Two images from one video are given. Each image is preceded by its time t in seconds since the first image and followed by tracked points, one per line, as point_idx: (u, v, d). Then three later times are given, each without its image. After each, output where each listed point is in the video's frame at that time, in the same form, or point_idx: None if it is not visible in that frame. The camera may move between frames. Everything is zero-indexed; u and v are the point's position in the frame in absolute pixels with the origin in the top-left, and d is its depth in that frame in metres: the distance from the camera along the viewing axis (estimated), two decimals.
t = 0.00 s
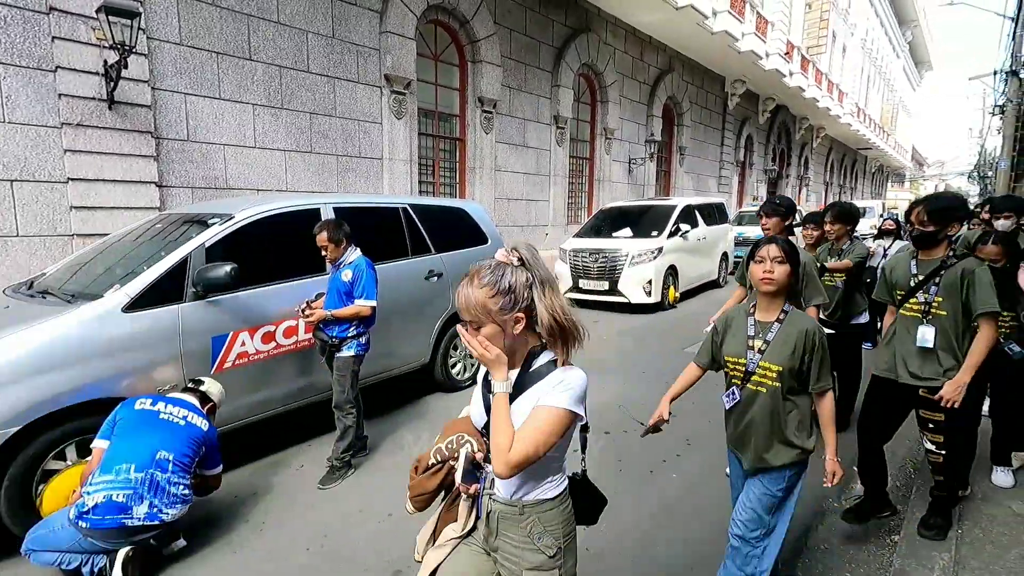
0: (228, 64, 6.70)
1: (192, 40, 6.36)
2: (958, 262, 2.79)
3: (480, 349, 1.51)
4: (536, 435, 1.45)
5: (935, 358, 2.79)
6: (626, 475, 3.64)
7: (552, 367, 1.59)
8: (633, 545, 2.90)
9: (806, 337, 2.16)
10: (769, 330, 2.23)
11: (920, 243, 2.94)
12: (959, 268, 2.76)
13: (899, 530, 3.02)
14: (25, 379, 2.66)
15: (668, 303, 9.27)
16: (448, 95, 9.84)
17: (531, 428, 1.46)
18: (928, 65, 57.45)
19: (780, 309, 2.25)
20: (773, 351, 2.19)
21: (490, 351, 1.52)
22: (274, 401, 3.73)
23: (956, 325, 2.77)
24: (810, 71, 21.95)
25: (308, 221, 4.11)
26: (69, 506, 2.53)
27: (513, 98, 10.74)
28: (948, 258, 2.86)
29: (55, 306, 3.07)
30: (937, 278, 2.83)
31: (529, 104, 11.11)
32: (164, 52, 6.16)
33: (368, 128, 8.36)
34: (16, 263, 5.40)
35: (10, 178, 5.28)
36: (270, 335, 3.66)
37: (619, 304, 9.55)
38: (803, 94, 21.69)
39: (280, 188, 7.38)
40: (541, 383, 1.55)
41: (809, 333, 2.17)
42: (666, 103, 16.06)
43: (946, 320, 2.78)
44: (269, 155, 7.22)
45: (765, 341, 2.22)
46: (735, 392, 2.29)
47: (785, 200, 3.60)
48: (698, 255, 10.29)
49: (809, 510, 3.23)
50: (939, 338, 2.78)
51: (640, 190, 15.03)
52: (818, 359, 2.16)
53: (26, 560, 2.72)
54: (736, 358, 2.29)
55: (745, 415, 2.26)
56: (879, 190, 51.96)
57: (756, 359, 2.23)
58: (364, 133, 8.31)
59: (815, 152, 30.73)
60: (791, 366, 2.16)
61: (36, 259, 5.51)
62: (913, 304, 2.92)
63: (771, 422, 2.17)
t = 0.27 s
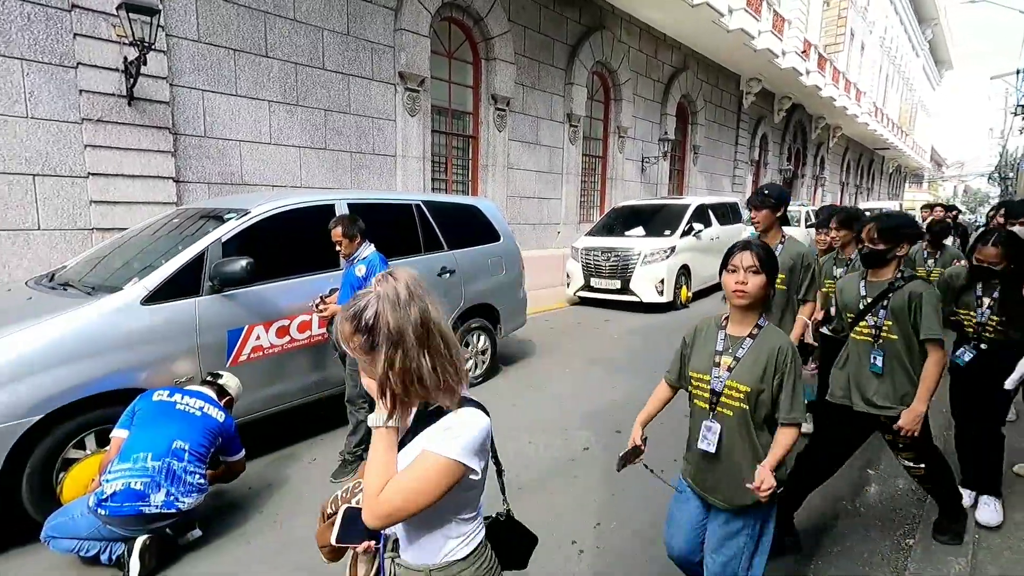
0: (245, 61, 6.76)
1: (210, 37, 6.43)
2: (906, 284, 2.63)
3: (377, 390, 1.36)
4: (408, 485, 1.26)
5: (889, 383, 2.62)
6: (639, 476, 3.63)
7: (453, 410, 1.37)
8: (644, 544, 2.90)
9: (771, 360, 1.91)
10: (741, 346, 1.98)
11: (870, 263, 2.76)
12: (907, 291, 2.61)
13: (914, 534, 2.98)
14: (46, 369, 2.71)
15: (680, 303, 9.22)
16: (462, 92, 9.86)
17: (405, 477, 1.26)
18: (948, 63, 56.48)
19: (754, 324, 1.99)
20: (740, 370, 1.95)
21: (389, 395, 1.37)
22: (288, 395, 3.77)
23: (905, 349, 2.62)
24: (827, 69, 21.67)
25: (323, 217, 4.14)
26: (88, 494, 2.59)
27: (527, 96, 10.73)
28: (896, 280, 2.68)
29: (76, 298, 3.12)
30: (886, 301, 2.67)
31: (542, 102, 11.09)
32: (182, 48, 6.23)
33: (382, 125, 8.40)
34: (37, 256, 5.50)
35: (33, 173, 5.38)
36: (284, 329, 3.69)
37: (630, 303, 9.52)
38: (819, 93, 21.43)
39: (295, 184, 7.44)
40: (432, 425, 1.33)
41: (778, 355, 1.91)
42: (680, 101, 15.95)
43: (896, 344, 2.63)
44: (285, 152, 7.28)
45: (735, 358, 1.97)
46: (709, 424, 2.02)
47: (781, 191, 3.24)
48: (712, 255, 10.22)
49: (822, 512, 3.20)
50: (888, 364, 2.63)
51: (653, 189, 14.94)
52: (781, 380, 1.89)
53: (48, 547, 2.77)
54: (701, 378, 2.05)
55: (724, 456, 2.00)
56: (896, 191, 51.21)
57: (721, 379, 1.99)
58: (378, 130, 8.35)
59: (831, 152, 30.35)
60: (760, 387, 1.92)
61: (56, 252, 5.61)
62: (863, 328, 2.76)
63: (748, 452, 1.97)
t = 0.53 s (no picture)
0: (266, 70, 6.89)
1: (232, 46, 6.57)
2: (855, 299, 2.45)
3: (216, 398, 1.14)
4: (279, 519, 1.10)
5: (830, 402, 2.48)
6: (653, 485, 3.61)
7: (328, 423, 1.20)
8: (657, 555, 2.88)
9: (743, 390, 1.57)
10: (701, 376, 1.68)
11: (817, 275, 2.53)
12: (856, 306, 2.42)
13: (936, 550, 2.92)
14: (71, 371, 2.78)
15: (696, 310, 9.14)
16: (478, 99, 9.93)
17: (276, 509, 1.10)
18: (971, 69, 55.51)
19: (713, 347, 1.70)
20: (705, 404, 1.65)
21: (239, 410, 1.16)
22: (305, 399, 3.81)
23: (850, 369, 2.45)
24: (846, 75, 21.43)
25: (341, 223, 4.19)
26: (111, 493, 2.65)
27: (543, 103, 10.77)
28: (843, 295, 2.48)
29: (101, 302, 3.20)
30: (834, 316, 2.46)
31: (558, 109, 11.12)
32: (205, 58, 6.37)
33: (399, 132, 8.49)
34: (64, 260, 5.64)
35: (61, 179, 5.53)
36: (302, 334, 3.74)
37: (646, 311, 9.47)
38: (839, 99, 21.19)
39: (313, 191, 7.54)
40: (308, 444, 1.17)
41: (746, 378, 1.59)
42: (697, 108, 15.88)
43: (840, 364, 2.46)
44: (303, 159, 7.39)
45: (696, 390, 1.67)
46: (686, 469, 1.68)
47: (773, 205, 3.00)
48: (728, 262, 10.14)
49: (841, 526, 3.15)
50: (817, 380, 2.49)
51: (669, 196, 14.87)
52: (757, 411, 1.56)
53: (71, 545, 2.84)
54: (660, 417, 1.74)
55: (711, 503, 1.70)
56: (918, 198, 50.35)
57: (686, 415, 1.68)
58: (395, 137, 8.44)
59: (850, 158, 29.96)
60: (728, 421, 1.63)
61: (82, 256, 5.74)
62: (809, 345, 2.53)
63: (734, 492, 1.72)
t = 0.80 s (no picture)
0: (263, 66, 6.86)
1: (229, 42, 6.53)
2: (798, 318, 2.36)
3: None
4: None
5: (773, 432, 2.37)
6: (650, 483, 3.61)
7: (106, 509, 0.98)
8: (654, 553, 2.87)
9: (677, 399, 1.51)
10: (623, 385, 1.64)
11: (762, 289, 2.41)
12: (798, 326, 2.33)
13: (933, 546, 2.93)
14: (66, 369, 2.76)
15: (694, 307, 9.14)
16: (476, 96, 9.89)
17: None
18: (970, 65, 55.48)
19: (635, 354, 1.66)
20: (625, 415, 1.61)
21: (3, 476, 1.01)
22: (302, 396, 3.81)
23: (792, 390, 2.36)
24: (845, 72, 21.41)
25: (338, 221, 4.18)
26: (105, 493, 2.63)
27: (541, 99, 10.74)
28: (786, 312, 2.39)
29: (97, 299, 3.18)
30: (775, 332, 2.37)
31: (556, 105, 11.09)
32: (202, 54, 6.33)
33: (397, 129, 8.46)
34: (60, 258, 5.62)
35: (56, 176, 5.50)
36: (299, 331, 3.73)
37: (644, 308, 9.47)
38: (837, 96, 21.17)
39: (310, 188, 7.52)
40: (72, 543, 0.94)
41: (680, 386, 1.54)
42: (695, 104, 15.86)
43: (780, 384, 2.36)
44: (301, 156, 7.36)
45: (617, 399, 1.63)
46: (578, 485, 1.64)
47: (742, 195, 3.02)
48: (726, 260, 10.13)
49: (838, 523, 3.14)
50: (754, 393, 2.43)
51: (667, 193, 14.86)
52: (687, 416, 1.52)
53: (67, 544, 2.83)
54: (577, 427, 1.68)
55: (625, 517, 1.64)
56: (916, 195, 50.41)
57: (602, 430, 1.63)
58: (392, 134, 8.41)
59: (849, 155, 29.96)
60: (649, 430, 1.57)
61: (78, 254, 5.72)
62: (749, 363, 2.45)
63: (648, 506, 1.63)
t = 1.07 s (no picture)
0: (252, 57, 6.77)
1: (217, 32, 6.44)
2: (725, 312, 2.07)
3: None
4: None
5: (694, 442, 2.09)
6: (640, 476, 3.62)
7: None
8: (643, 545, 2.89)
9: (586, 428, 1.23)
10: (529, 410, 1.36)
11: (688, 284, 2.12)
12: (725, 321, 2.04)
13: (918, 537, 2.97)
14: (50, 362, 2.72)
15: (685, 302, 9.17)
16: (468, 89, 9.83)
17: None
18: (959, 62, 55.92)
19: (547, 374, 1.38)
20: (524, 444, 1.32)
21: None
22: (292, 390, 3.78)
23: (720, 396, 2.07)
24: (836, 67, 21.51)
25: (328, 213, 4.14)
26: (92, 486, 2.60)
27: (533, 93, 10.70)
28: (713, 307, 2.10)
29: (82, 292, 3.14)
30: (700, 333, 2.08)
31: (548, 99, 11.06)
32: (189, 44, 6.24)
33: (388, 122, 8.40)
34: (45, 250, 5.54)
35: (41, 167, 5.41)
36: (288, 325, 3.70)
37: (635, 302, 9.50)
38: (828, 92, 21.27)
39: (301, 180, 7.46)
40: None
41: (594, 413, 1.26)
42: (687, 99, 15.87)
43: (709, 389, 2.07)
44: (290, 148, 7.29)
45: (521, 424, 1.35)
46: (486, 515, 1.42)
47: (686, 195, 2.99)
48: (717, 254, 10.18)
49: (825, 515, 3.17)
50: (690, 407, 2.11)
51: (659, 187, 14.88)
52: (606, 456, 1.25)
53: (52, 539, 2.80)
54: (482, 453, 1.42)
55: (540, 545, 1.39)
56: (904, 191, 50.87)
57: (501, 459, 1.36)
58: (384, 127, 8.35)
59: (839, 151, 30.15)
60: (556, 470, 1.28)
61: (64, 246, 5.64)
62: (675, 365, 2.15)
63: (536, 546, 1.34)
